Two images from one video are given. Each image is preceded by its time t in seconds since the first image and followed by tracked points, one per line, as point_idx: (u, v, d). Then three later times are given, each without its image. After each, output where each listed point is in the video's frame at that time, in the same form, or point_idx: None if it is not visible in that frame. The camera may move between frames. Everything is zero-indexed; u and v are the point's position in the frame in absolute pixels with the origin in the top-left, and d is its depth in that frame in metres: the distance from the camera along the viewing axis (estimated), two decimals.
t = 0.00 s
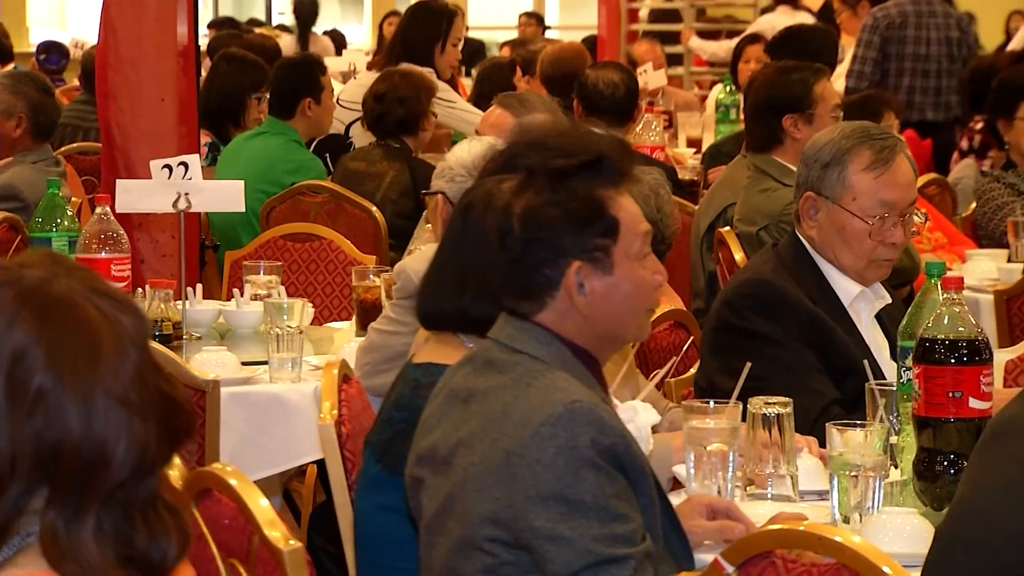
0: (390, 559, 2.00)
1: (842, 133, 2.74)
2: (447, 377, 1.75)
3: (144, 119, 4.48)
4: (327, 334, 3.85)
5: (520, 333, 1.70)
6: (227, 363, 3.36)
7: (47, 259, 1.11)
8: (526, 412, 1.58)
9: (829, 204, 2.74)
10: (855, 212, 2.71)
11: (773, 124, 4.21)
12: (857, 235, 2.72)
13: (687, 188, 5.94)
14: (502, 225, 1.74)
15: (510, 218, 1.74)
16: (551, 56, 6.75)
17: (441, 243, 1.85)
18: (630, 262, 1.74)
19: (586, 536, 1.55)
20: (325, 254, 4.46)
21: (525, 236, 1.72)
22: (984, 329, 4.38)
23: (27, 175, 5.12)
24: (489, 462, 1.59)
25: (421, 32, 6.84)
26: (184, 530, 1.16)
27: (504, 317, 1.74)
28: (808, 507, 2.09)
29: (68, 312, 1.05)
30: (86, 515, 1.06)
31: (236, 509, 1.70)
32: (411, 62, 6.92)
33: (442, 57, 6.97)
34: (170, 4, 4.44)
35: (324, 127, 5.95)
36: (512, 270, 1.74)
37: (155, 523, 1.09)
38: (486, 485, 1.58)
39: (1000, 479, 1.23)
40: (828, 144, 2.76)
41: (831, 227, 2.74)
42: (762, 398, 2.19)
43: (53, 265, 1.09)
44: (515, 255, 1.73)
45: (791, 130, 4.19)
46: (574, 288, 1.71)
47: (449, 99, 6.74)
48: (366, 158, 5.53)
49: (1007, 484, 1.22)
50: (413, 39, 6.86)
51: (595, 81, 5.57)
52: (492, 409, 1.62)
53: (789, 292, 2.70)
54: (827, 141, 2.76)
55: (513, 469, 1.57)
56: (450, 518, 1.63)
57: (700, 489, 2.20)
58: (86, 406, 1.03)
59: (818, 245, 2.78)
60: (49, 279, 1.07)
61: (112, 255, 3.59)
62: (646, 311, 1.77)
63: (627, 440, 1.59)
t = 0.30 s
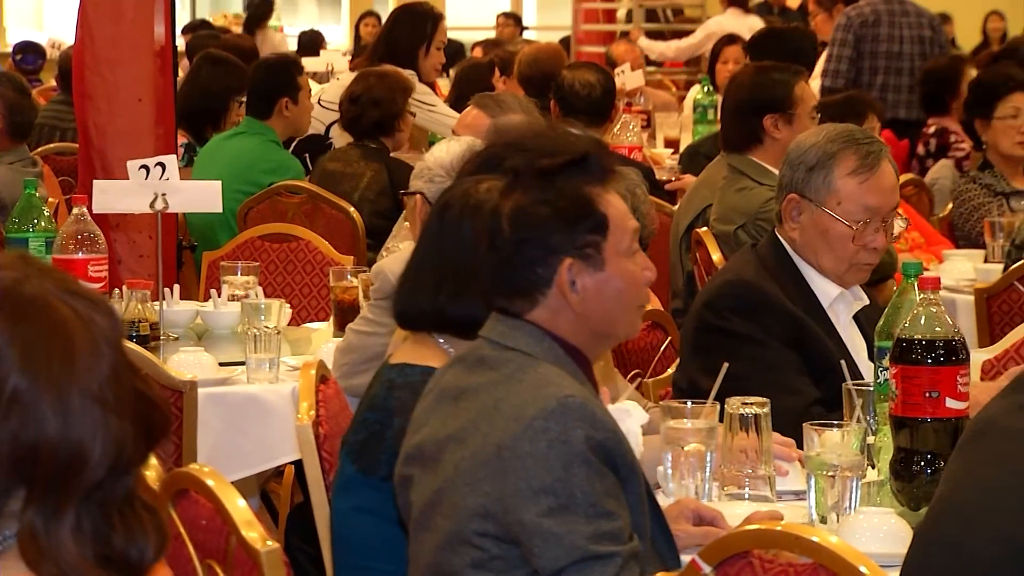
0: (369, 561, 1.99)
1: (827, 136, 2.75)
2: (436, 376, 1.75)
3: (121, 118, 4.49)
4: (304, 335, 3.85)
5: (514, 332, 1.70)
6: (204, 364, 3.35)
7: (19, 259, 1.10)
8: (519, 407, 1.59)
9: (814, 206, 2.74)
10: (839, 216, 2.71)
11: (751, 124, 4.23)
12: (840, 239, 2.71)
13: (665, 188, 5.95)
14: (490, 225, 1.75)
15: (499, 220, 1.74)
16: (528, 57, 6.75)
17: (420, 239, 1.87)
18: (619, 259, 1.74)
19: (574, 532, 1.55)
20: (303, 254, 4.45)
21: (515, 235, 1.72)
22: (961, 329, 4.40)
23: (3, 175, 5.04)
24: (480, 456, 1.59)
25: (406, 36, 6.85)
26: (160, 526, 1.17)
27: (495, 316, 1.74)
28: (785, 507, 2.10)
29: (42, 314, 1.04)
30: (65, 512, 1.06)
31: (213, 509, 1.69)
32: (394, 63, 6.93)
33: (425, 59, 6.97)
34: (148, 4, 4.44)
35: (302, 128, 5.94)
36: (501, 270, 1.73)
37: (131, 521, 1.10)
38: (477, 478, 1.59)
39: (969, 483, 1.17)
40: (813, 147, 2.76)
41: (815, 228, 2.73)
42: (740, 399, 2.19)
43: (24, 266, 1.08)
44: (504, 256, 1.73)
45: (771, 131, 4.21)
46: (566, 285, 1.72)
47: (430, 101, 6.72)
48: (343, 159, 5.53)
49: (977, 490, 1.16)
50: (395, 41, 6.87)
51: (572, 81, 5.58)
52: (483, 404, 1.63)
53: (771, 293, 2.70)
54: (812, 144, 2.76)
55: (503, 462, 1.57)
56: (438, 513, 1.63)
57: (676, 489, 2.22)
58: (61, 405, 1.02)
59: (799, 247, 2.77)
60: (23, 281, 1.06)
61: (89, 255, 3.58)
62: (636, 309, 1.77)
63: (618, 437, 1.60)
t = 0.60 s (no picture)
0: (347, 562, 1.99)
1: (820, 140, 2.75)
2: (418, 375, 1.75)
3: (99, 119, 4.50)
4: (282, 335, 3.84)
5: (495, 328, 1.71)
6: (182, 364, 3.35)
7: None
8: (502, 397, 1.60)
9: (806, 208, 2.73)
10: (832, 219, 2.72)
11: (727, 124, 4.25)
12: (832, 242, 2.72)
13: (643, 188, 5.96)
14: (467, 224, 1.75)
15: (477, 220, 1.74)
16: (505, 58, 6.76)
17: (396, 239, 1.87)
18: (597, 254, 1.74)
19: (557, 519, 1.55)
20: (281, 255, 4.44)
21: (495, 233, 1.73)
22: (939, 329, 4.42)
23: None
24: (464, 446, 1.59)
25: (380, 33, 6.85)
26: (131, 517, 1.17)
27: (474, 314, 1.74)
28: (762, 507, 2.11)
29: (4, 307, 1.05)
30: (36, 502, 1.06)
31: (191, 510, 1.69)
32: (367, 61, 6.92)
33: (399, 57, 6.97)
34: (125, 5, 4.45)
35: (279, 128, 5.94)
36: (479, 268, 1.74)
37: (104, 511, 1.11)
38: (460, 469, 1.59)
39: (946, 486, 1.20)
40: (804, 151, 2.76)
41: (806, 231, 2.73)
42: (717, 400, 2.21)
43: None
44: (484, 253, 1.73)
45: (747, 130, 4.23)
46: (546, 279, 1.72)
47: (402, 101, 6.71)
48: (322, 159, 5.52)
49: (954, 494, 1.19)
50: (369, 38, 6.86)
51: (549, 82, 5.59)
52: (466, 397, 1.63)
53: (744, 295, 2.71)
54: (803, 147, 2.76)
55: (487, 451, 1.57)
56: (422, 506, 1.63)
57: (654, 492, 2.22)
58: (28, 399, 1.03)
59: (786, 250, 2.76)
60: None
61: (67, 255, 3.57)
62: (614, 307, 1.77)
63: (602, 427, 1.61)
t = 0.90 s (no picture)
0: (325, 561, 1.99)
1: (799, 141, 2.76)
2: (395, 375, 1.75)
3: (76, 119, 4.54)
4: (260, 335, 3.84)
5: (467, 325, 1.71)
6: (159, 364, 3.35)
7: None
8: (478, 386, 1.60)
9: (785, 208, 2.75)
10: (808, 219, 2.74)
11: (703, 123, 4.27)
12: (809, 243, 2.73)
13: (620, 187, 5.97)
14: (437, 224, 1.76)
15: (448, 219, 1.75)
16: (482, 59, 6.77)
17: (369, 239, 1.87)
18: (569, 251, 1.75)
19: (532, 506, 1.55)
20: (258, 255, 4.43)
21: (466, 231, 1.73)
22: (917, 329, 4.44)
23: None
24: (440, 437, 1.60)
25: (354, 32, 6.84)
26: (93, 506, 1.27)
27: (447, 313, 1.75)
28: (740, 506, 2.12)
29: None
30: None
31: (168, 510, 1.69)
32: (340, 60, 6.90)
33: (373, 57, 6.96)
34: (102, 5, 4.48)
35: (257, 128, 5.92)
36: (450, 265, 1.74)
37: (66, 506, 1.21)
38: (437, 460, 1.59)
39: (930, 481, 1.29)
40: (783, 151, 2.77)
41: (785, 231, 2.74)
42: (695, 399, 2.20)
43: None
44: (456, 250, 1.74)
45: (723, 130, 4.26)
46: (519, 275, 1.72)
47: (377, 100, 6.73)
48: (300, 159, 5.52)
49: (937, 490, 1.28)
50: (341, 36, 6.86)
51: (524, 83, 5.59)
52: (443, 389, 1.64)
53: (720, 295, 2.72)
54: (782, 149, 2.78)
55: (463, 439, 1.58)
56: (400, 499, 1.63)
57: (631, 491, 2.23)
58: None
59: (763, 249, 2.77)
60: None
61: (44, 255, 3.56)
62: (586, 304, 1.78)
63: (577, 415, 1.61)
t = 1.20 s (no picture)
0: (304, 561, 1.99)
1: (778, 141, 2.77)
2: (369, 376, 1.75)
3: (55, 119, 4.59)
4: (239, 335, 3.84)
5: (439, 323, 1.71)
6: (138, 365, 3.34)
7: None
8: (452, 379, 1.60)
9: (764, 208, 2.75)
10: (787, 219, 2.74)
11: (679, 124, 4.29)
12: (787, 243, 2.74)
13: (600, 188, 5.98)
14: (406, 224, 1.76)
15: (417, 220, 1.75)
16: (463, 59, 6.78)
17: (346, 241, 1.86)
18: (537, 249, 1.75)
19: (507, 497, 1.55)
20: (238, 255, 4.43)
21: (435, 231, 1.74)
22: (895, 328, 4.46)
23: None
24: (416, 432, 1.60)
25: (337, 33, 6.83)
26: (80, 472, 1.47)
27: (418, 313, 1.75)
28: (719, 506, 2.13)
29: None
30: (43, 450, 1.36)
31: (147, 511, 1.69)
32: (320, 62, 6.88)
33: (353, 58, 6.97)
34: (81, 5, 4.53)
35: (237, 129, 5.91)
36: (420, 265, 1.75)
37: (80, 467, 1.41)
38: (413, 455, 1.59)
39: (918, 484, 1.32)
40: (762, 151, 2.78)
41: (763, 230, 2.75)
42: (675, 400, 2.21)
43: None
44: (426, 250, 1.74)
45: (701, 131, 4.27)
46: (488, 274, 1.73)
47: (356, 101, 6.74)
48: (279, 160, 5.51)
49: (925, 492, 1.31)
50: (323, 37, 6.83)
51: (499, 84, 5.60)
52: (417, 385, 1.64)
53: (699, 297, 2.74)
54: (762, 148, 2.79)
55: (438, 434, 1.58)
56: (378, 496, 1.63)
57: (610, 491, 2.24)
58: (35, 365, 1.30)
59: (742, 249, 2.78)
60: None
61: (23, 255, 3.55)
62: (556, 303, 1.78)
63: (551, 407, 1.61)
